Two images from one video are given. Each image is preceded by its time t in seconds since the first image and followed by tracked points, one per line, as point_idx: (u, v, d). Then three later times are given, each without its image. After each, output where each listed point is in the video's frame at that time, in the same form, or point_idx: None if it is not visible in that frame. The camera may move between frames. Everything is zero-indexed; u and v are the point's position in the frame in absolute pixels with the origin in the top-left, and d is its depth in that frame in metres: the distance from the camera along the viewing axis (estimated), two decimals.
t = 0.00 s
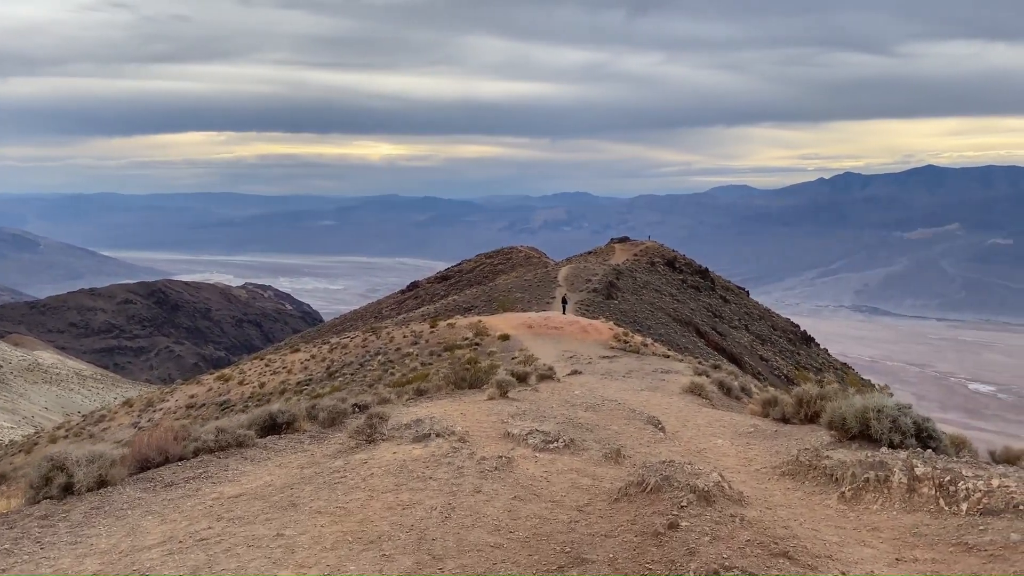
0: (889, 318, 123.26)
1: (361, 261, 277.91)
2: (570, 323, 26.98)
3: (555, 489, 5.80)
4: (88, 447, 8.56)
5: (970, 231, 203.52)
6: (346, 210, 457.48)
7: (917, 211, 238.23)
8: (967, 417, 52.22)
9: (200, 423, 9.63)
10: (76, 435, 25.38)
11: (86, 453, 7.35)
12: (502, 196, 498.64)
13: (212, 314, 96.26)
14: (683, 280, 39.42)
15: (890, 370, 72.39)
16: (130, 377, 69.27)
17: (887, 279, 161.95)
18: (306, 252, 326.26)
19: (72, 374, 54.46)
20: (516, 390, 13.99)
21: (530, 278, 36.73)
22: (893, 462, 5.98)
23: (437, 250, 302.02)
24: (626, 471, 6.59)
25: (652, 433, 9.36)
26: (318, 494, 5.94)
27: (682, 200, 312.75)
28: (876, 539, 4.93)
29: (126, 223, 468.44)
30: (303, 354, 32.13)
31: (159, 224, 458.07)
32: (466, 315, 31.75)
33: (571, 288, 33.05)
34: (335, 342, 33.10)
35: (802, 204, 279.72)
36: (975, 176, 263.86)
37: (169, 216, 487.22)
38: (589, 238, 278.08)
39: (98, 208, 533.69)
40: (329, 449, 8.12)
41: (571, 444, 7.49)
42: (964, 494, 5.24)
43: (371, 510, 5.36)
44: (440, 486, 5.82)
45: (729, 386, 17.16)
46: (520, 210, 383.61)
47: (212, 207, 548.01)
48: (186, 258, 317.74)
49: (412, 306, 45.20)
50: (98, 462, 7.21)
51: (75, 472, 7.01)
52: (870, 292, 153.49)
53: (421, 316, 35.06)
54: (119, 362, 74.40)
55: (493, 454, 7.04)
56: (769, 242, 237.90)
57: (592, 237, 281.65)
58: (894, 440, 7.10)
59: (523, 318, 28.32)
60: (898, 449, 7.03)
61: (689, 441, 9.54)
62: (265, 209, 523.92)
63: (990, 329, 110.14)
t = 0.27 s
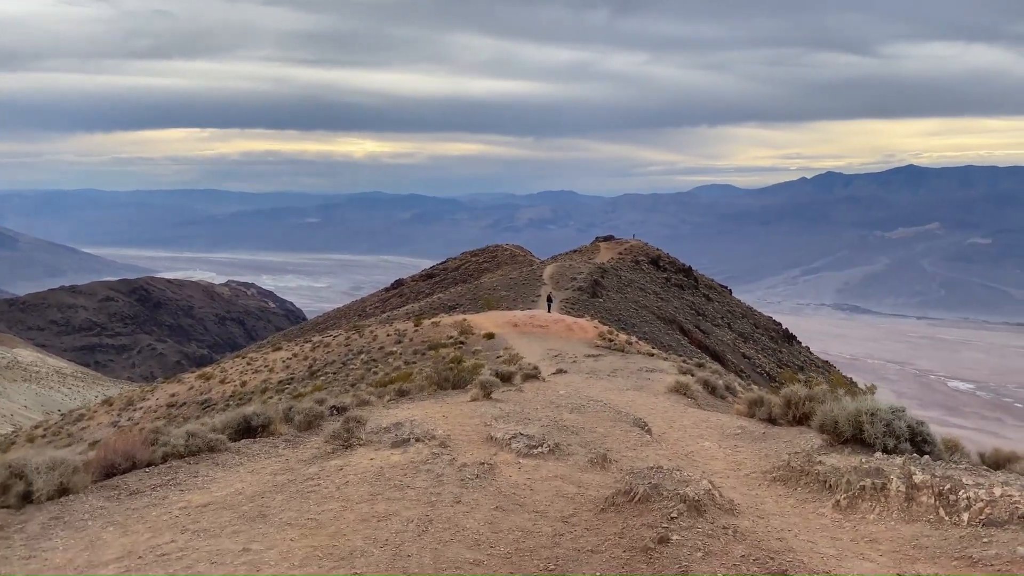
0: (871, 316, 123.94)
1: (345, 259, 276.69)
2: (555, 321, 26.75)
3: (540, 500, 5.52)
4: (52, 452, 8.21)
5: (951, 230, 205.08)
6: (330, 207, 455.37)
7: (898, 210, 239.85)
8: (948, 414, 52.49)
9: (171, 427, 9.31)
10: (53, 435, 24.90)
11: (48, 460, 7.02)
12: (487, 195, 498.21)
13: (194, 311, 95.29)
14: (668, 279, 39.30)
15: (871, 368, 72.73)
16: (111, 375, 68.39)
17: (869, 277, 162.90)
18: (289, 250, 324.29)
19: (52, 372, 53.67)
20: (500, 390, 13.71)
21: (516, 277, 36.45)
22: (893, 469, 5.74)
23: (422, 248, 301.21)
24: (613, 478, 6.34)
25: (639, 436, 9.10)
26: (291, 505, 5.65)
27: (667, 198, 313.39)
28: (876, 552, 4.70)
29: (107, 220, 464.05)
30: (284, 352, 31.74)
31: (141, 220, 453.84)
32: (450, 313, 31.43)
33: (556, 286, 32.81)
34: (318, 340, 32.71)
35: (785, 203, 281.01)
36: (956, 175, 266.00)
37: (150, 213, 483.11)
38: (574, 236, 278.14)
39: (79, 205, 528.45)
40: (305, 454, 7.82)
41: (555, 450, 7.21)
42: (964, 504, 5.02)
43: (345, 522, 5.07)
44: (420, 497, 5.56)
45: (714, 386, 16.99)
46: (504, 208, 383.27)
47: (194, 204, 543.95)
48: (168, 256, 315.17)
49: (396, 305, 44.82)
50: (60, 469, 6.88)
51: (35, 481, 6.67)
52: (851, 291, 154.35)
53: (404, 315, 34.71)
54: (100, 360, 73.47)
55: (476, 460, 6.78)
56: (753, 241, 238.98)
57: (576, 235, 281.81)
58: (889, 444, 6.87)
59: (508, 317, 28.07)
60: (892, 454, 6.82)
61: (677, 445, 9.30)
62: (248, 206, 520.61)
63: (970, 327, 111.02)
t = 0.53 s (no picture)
0: (855, 315, 124.41)
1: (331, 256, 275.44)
2: (541, 320, 26.52)
3: (519, 508, 5.28)
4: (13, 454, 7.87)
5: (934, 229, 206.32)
6: (316, 204, 453.19)
7: (882, 209, 241.14)
8: (931, 412, 52.74)
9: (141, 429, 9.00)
10: (31, 433, 24.43)
11: (6, 465, 6.70)
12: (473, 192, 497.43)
13: (178, 308, 94.37)
14: (653, 277, 39.15)
15: (855, 365, 73.05)
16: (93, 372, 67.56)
17: (854, 276, 163.65)
18: (274, 246, 322.40)
19: (33, 369, 52.91)
20: (483, 390, 13.45)
21: (502, 274, 36.20)
22: (887, 475, 5.54)
23: (408, 245, 300.24)
24: (597, 484, 6.10)
25: (623, 438, 8.86)
26: (257, 513, 5.37)
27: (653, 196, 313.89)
28: (870, 564, 4.49)
29: (90, 216, 459.77)
30: (268, 350, 31.34)
31: (124, 216, 449.93)
32: (435, 311, 31.12)
33: (542, 285, 32.55)
34: (302, 338, 32.32)
35: (770, 202, 282.15)
36: (939, 174, 267.97)
37: (134, 208, 479.00)
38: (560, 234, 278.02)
39: (61, 200, 523.24)
40: (277, 458, 7.53)
41: (536, 453, 6.96)
42: (962, 513, 4.81)
43: (314, 533, 4.80)
44: (396, 504, 5.30)
45: (700, 385, 16.81)
46: (491, 205, 382.71)
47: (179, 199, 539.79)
48: (151, 251, 312.51)
49: (382, 302, 44.46)
50: (20, 474, 6.57)
51: None
52: (836, 289, 155.00)
53: (389, 312, 34.38)
54: (82, 357, 72.58)
55: (455, 464, 6.53)
56: (738, 239, 239.75)
57: (562, 233, 281.69)
58: (880, 447, 6.68)
59: (494, 314, 27.80)
60: (883, 459, 6.62)
61: (663, 447, 9.07)
62: (234, 203, 517.21)
63: (952, 325, 111.81)
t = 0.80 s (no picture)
0: (843, 313, 124.86)
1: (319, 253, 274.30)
2: (529, 318, 26.33)
3: (495, 519, 5.08)
4: None
5: (921, 228, 207.35)
6: (305, 200, 451.38)
7: (869, 209, 242.25)
8: (917, 410, 52.87)
9: (111, 433, 8.79)
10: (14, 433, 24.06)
11: None
12: (463, 190, 496.81)
13: (166, 304, 93.64)
14: (642, 275, 39.05)
15: (842, 364, 73.21)
16: (78, 369, 66.93)
17: (841, 275, 164.31)
18: (262, 243, 320.85)
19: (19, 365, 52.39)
20: (467, 390, 13.20)
21: (490, 272, 36.02)
22: (876, 484, 5.36)
23: (397, 242, 299.48)
24: (576, 492, 5.91)
25: (607, 442, 8.66)
26: (220, 524, 5.15)
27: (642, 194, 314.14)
28: None
29: (77, 212, 456.39)
30: (255, 347, 31.06)
31: (111, 212, 446.66)
32: (423, 309, 30.89)
33: (531, 282, 32.38)
34: (289, 335, 32.04)
35: (759, 201, 282.98)
36: (926, 174, 269.42)
37: (122, 205, 476.08)
38: (550, 232, 278.01)
39: (47, 195, 519.07)
40: (249, 462, 7.30)
41: (516, 460, 6.72)
42: (952, 525, 4.64)
43: (276, 546, 4.60)
44: (364, 514, 5.08)
45: (687, 385, 16.65)
46: (480, 203, 382.30)
47: (167, 195, 536.68)
48: (138, 248, 310.37)
49: (371, 299, 44.17)
50: None
51: None
52: (823, 288, 155.61)
53: (377, 310, 34.13)
54: (69, 353, 71.94)
55: (431, 470, 6.33)
56: (727, 238, 240.27)
57: (552, 230, 281.75)
58: (868, 455, 6.51)
59: (482, 313, 27.61)
60: (871, 466, 6.46)
61: (648, 451, 8.88)
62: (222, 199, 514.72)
63: (939, 325, 112.34)
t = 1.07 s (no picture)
0: (827, 313, 125.37)
1: (305, 252, 272.84)
2: (515, 317, 26.07)
3: (466, 533, 4.84)
4: None
5: (904, 229, 208.74)
6: (291, 199, 449.30)
7: (853, 210, 243.64)
8: (900, 409, 53.04)
9: (77, 438, 8.47)
10: None
11: None
12: (449, 189, 496.15)
13: (150, 302, 92.69)
14: (628, 275, 38.88)
15: (826, 364, 73.41)
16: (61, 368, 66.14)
17: (826, 275, 165.06)
18: (247, 241, 318.93)
19: None
20: (448, 393, 12.91)
21: (476, 271, 35.75)
22: (865, 496, 5.14)
23: (383, 241, 298.45)
24: (554, 502, 5.67)
25: (588, 447, 8.42)
26: (176, 539, 4.88)
27: (628, 194, 314.64)
28: None
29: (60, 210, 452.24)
30: (237, 346, 30.66)
31: (93, 209, 442.59)
32: (408, 308, 30.57)
33: (517, 282, 32.11)
34: (272, 335, 31.64)
35: (744, 202, 284.04)
36: (909, 175, 271.35)
37: (105, 202, 472.23)
38: (536, 231, 277.94)
39: (30, 193, 514.10)
40: (214, 470, 7.01)
41: (492, 468, 6.47)
42: (945, 540, 4.43)
43: (231, 567, 4.33)
44: (327, 529, 4.83)
45: (672, 386, 16.49)
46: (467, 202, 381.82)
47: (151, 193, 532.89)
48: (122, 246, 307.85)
49: (356, 298, 43.80)
50: None
51: None
52: (808, 288, 156.26)
53: (362, 309, 33.79)
54: (51, 352, 71.06)
55: (404, 480, 6.09)
56: (713, 237, 241.02)
57: (538, 230, 281.63)
58: (856, 463, 6.31)
59: (468, 312, 27.33)
60: (859, 474, 6.26)
61: (629, 456, 8.65)
62: (207, 197, 511.75)
63: (921, 325, 112.99)
